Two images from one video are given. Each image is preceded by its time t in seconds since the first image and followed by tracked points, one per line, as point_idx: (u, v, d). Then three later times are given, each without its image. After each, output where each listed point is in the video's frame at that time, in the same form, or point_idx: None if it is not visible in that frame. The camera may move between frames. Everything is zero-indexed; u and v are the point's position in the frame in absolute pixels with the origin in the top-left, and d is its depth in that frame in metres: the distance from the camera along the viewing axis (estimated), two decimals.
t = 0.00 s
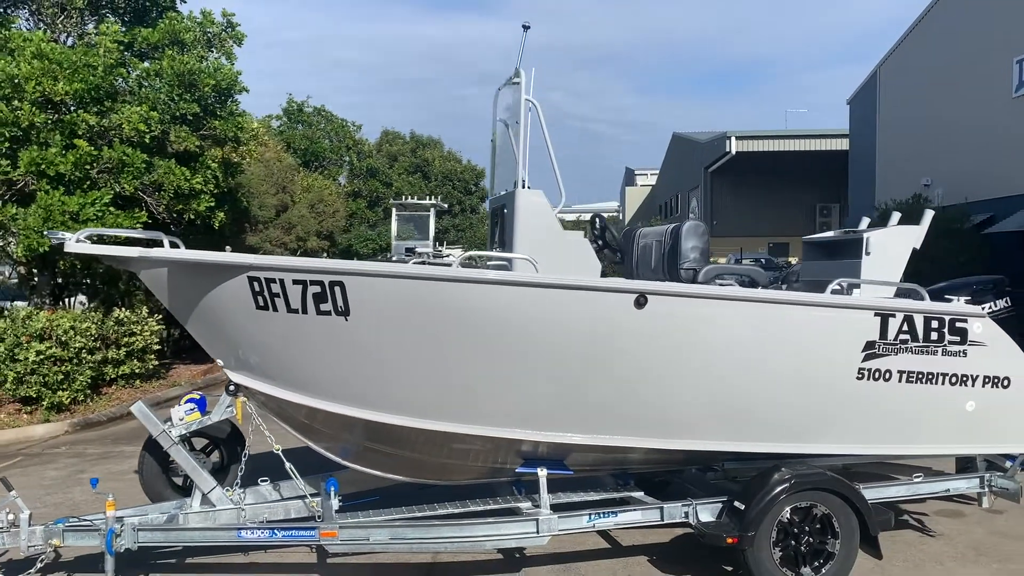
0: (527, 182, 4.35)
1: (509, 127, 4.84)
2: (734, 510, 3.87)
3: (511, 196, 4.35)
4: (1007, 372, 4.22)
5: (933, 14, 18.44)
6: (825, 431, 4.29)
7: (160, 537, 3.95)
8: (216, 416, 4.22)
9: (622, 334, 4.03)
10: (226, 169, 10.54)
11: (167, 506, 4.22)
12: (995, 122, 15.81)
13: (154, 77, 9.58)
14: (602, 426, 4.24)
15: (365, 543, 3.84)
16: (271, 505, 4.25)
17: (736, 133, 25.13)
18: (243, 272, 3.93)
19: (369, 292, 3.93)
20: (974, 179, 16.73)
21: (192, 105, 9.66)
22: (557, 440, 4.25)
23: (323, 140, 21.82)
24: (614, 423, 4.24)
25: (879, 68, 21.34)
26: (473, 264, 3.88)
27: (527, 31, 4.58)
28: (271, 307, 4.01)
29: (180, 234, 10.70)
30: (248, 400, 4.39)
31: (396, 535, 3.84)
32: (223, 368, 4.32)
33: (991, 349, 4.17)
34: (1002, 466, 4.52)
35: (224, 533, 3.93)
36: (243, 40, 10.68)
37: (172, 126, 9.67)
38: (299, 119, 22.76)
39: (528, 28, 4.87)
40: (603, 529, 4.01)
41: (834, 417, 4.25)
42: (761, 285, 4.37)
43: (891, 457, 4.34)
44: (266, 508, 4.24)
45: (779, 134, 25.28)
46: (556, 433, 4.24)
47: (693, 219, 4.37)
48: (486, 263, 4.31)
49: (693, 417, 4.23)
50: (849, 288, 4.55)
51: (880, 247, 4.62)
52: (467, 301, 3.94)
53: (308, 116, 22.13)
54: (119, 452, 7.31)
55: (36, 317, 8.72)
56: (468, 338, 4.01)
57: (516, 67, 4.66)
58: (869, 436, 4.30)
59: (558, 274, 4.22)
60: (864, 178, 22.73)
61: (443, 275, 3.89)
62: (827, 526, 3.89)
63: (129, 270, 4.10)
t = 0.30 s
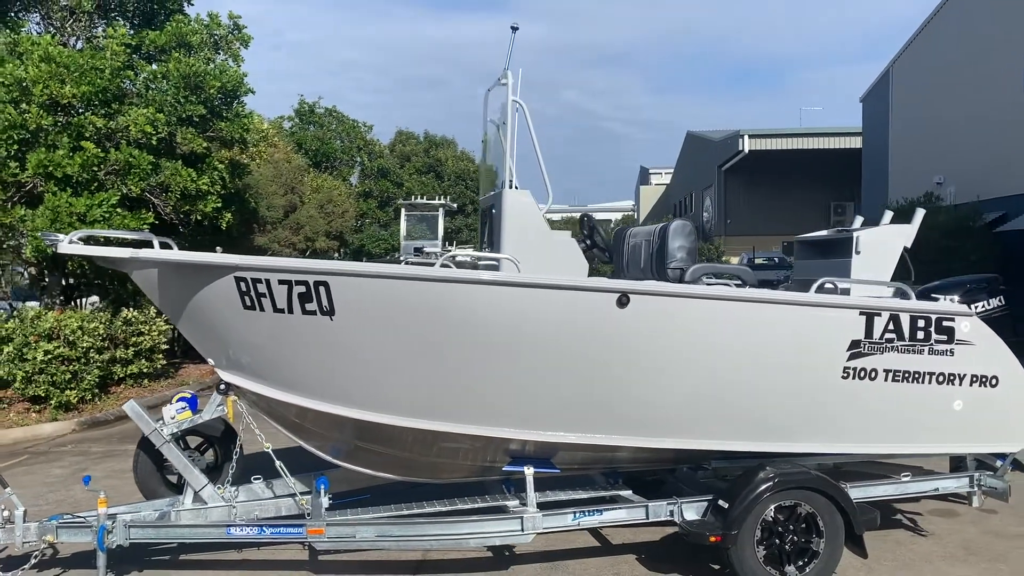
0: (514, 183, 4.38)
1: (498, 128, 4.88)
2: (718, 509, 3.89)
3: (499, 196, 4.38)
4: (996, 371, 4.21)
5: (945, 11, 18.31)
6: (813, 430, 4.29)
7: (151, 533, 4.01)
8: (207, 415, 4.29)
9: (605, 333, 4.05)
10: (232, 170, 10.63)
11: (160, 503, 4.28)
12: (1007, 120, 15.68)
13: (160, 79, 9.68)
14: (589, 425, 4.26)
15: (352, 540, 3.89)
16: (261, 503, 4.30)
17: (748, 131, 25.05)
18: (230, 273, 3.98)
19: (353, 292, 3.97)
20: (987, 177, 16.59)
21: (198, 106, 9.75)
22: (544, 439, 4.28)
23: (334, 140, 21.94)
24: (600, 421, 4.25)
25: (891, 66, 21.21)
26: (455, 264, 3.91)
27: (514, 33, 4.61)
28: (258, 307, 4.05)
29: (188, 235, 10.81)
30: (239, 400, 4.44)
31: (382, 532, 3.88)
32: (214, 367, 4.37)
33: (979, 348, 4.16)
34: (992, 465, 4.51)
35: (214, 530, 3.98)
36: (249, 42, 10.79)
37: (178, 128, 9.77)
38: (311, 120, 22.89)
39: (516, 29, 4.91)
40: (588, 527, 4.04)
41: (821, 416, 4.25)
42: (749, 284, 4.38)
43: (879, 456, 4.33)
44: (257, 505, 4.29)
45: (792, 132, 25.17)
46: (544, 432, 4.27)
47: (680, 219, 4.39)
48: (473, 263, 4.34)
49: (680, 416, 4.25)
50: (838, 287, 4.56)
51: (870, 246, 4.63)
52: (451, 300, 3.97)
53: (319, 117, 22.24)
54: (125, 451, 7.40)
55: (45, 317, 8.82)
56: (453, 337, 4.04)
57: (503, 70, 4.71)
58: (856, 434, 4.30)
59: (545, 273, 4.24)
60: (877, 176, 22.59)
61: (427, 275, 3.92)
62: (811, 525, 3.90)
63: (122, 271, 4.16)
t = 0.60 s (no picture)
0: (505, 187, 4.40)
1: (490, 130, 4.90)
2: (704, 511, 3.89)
3: (490, 200, 4.41)
4: (986, 374, 4.20)
5: (961, 12, 18.15)
6: (802, 432, 4.29)
7: (145, 532, 4.07)
8: (201, 415, 4.39)
9: (590, 336, 4.06)
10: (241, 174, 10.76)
11: (156, 502, 4.35)
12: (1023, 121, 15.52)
13: (170, 84, 9.79)
14: (576, 427, 4.28)
15: (341, 540, 3.93)
16: (255, 502, 4.36)
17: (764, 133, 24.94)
18: (221, 275, 4.02)
19: (341, 295, 4.00)
20: (1003, 179, 16.44)
21: (207, 110, 9.86)
22: (532, 440, 4.30)
23: (348, 144, 22.08)
24: (588, 424, 4.27)
25: (908, 66, 21.05)
26: (440, 267, 3.94)
27: (506, 39, 4.63)
28: (248, 309, 4.10)
29: (199, 239, 10.95)
30: (233, 400, 4.49)
31: (371, 533, 3.92)
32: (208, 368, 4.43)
33: (969, 351, 4.15)
34: (984, 469, 4.50)
35: (206, 529, 4.04)
36: (260, 46, 10.89)
37: (188, 132, 9.89)
38: (326, 124, 23.03)
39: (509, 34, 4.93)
40: (577, 528, 4.06)
41: (810, 417, 4.25)
42: (739, 287, 4.39)
43: (870, 459, 4.33)
44: (250, 505, 4.35)
45: (808, 134, 25.05)
46: (532, 434, 4.29)
47: (671, 221, 4.43)
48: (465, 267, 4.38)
49: (667, 418, 4.26)
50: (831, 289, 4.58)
51: (863, 249, 4.64)
52: (438, 303, 4.00)
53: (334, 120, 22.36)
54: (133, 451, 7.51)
55: (57, 319, 8.93)
56: (440, 340, 4.07)
57: (495, 73, 4.73)
58: (845, 437, 4.30)
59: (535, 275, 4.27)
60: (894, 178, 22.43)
61: (413, 278, 3.95)
62: (799, 527, 3.90)
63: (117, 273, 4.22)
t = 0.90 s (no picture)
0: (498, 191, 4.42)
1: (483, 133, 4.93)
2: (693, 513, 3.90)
3: (482, 203, 4.44)
4: (978, 377, 4.19)
5: (979, 12, 18.01)
6: (792, 434, 4.29)
7: (141, 530, 4.13)
8: (198, 414, 4.47)
9: (578, 338, 4.08)
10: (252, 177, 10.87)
11: (153, 501, 4.41)
12: None
13: (181, 88, 9.91)
14: (567, 428, 4.30)
15: (332, 539, 3.97)
16: (250, 502, 4.41)
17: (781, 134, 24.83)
18: (213, 278, 4.08)
19: (330, 296, 4.05)
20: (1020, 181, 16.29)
21: (218, 114, 9.97)
22: (523, 441, 4.32)
23: (363, 146, 22.22)
24: (578, 425, 4.29)
25: (925, 67, 20.90)
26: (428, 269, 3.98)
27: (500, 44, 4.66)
28: (240, 311, 4.14)
29: (211, 242, 11.07)
30: (229, 401, 4.55)
31: (361, 532, 3.96)
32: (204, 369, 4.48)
33: (960, 353, 4.15)
34: (977, 472, 4.49)
35: (200, 527, 4.09)
36: (271, 50, 11.01)
37: (200, 136, 10.00)
38: (341, 127, 23.18)
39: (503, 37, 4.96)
40: (566, 529, 4.08)
41: (801, 419, 4.25)
42: (730, 290, 4.40)
43: (863, 461, 4.32)
44: (245, 504, 4.40)
45: (825, 135, 24.91)
46: (522, 435, 4.32)
47: (663, 223, 4.44)
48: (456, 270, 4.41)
49: (657, 420, 4.27)
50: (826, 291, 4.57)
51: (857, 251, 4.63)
52: (427, 304, 4.03)
53: (349, 123, 22.48)
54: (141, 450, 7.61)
55: (69, 320, 9.05)
56: (429, 341, 4.10)
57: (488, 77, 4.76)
58: (836, 439, 4.29)
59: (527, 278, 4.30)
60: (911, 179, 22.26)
61: (402, 279, 3.99)
62: (788, 529, 3.90)
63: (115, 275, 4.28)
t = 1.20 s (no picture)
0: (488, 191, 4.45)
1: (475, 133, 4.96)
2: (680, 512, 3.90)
3: (474, 202, 4.47)
4: (969, 378, 4.17)
5: (995, 11, 17.84)
6: (782, 434, 4.28)
7: (136, 526, 4.20)
8: (193, 412, 4.53)
9: (564, 338, 4.10)
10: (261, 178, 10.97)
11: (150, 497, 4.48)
12: None
13: (191, 90, 10.01)
14: (556, 427, 4.31)
15: (323, 536, 4.01)
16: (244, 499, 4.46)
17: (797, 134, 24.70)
18: (205, 277, 4.13)
19: (319, 295, 4.09)
20: None
21: (227, 116, 10.07)
22: (513, 440, 4.34)
23: (377, 147, 22.32)
24: (568, 424, 4.30)
25: (942, 67, 20.73)
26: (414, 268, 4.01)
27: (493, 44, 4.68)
28: (232, 309, 4.19)
29: (221, 242, 11.19)
30: (224, 399, 4.60)
31: (351, 529, 3.99)
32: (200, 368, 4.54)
33: (951, 354, 4.13)
34: (972, 473, 4.47)
35: (194, 523, 4.15)
36: (280, 52, 11.13)
37: (209, 137, 10.10)
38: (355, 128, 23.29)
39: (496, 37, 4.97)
40: (555, 528, 4.10)
41: (789, 419, 4.25)
42: (721, 289, 4.40)
43: (854, 461, 4.31)
44: (240, 502, 4.45)
45: (841, 135, 24.76)
46: (511, 434, 4.33)
47: (654, 223, 4.46)
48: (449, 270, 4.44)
49: (646, 420, 4.27)
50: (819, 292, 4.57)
51: (851, 251, 4.62)
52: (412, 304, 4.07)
53: (363, 125, 22.60)
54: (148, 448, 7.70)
55: (81, 319, 9.17)
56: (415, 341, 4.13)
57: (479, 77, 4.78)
58: (826, 439, 4.29)
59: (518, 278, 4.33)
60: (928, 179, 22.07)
61: (389, 279, 4.02)
62: (775, 529, 3.89)
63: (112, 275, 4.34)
